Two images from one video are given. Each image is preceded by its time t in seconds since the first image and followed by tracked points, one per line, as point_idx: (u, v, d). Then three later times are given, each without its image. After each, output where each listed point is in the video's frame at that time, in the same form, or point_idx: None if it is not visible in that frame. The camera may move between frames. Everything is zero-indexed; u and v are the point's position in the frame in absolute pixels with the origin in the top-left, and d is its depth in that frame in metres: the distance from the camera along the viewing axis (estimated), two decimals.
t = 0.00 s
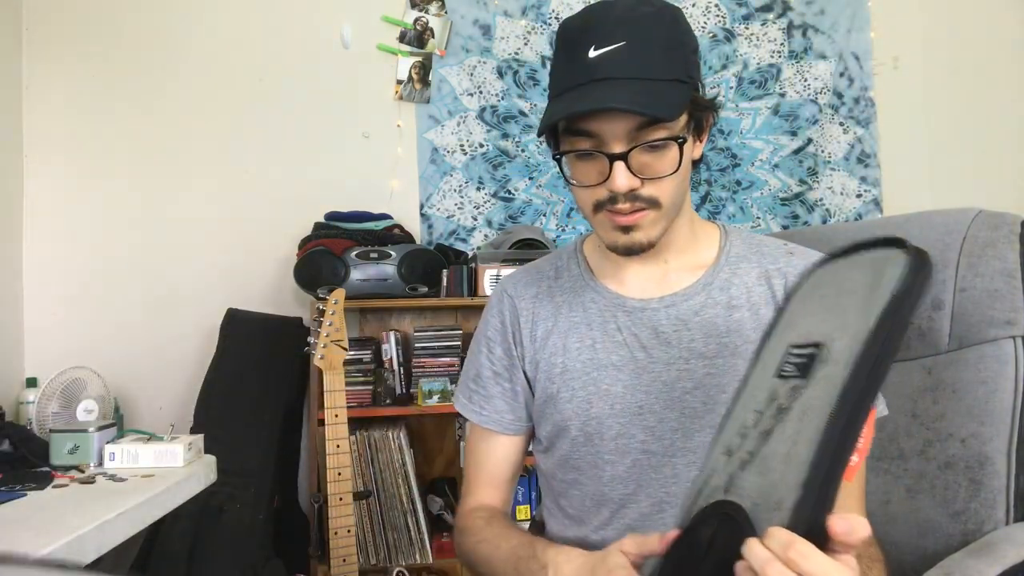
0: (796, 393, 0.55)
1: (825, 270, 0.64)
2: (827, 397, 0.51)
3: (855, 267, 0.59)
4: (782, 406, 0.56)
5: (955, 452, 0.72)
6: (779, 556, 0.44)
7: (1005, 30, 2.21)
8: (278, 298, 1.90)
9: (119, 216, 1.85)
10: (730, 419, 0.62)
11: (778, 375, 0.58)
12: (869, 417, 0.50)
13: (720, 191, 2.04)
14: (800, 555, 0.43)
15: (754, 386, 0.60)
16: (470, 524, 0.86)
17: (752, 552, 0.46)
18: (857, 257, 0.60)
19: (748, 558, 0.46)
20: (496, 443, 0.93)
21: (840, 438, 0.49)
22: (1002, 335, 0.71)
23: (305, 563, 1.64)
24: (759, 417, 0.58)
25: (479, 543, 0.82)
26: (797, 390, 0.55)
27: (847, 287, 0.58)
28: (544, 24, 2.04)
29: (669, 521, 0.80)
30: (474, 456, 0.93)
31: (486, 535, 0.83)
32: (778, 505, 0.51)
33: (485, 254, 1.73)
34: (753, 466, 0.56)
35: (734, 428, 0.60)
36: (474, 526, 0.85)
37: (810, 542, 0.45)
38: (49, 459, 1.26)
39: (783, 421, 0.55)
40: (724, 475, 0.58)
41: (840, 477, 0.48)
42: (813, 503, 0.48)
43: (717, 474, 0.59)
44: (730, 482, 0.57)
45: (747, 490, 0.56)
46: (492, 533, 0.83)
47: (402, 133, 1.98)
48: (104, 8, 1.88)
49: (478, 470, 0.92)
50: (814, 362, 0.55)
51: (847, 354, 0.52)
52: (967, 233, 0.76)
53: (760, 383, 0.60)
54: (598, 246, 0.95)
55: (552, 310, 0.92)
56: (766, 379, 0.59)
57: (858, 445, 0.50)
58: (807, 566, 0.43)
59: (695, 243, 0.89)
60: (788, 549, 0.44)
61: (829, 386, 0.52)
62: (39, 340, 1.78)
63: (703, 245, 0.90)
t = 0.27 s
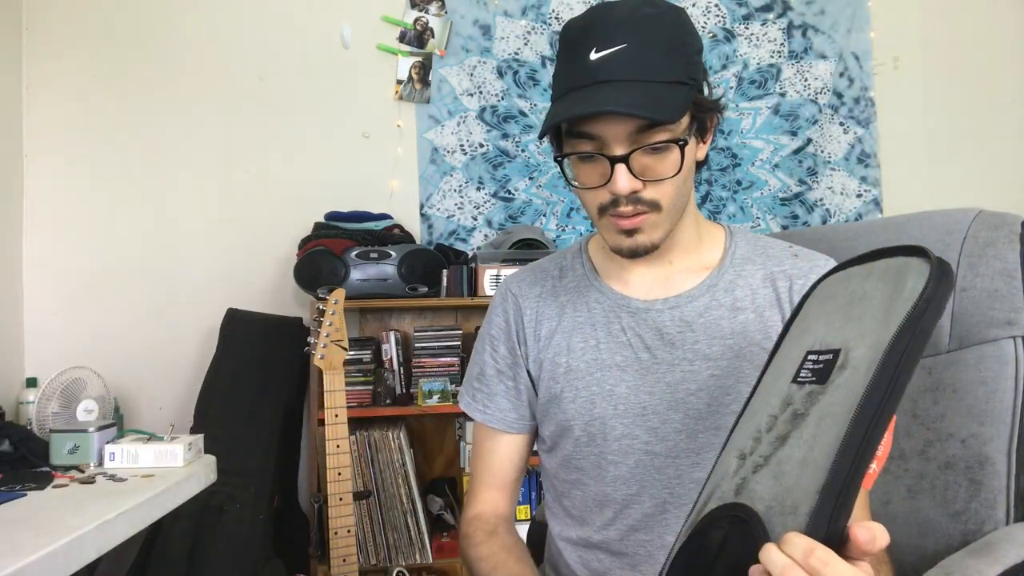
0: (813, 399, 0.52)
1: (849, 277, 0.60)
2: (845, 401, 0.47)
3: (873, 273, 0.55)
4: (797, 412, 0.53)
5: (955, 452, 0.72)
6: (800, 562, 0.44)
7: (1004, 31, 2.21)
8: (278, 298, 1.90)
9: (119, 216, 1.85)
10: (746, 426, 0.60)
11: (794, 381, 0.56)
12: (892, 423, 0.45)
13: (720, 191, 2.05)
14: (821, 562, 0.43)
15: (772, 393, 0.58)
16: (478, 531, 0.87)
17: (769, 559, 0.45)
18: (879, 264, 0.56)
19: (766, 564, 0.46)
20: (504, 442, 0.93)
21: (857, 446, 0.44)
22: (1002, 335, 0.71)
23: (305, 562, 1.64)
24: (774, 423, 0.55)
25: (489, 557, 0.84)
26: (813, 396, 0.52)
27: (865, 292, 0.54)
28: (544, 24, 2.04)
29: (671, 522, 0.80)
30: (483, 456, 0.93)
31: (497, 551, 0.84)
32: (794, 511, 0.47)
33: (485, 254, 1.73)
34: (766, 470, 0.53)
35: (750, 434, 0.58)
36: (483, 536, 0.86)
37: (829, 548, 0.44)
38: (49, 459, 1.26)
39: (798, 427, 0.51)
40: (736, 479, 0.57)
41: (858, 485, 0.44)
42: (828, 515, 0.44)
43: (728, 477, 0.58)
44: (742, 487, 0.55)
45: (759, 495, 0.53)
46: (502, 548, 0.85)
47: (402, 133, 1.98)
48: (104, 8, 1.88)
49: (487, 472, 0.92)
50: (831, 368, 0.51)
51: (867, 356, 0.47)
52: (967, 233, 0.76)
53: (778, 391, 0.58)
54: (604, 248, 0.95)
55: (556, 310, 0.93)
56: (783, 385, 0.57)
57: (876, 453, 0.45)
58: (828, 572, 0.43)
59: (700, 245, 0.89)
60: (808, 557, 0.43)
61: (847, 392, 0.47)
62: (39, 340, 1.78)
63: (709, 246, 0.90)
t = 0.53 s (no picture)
0: (803, 394, 0.51)
1: (840, 271, 0.60)
2: (834, 396, 0.47)
3: (862, 265, 0.56)
4: (789, 407, 0.52)
5: (955, 452, 0.72)
6: (795, 562, 0.44)
7: (1005, 31, 2.21)
8: (278, 298, 1.90)
9: (120, 216, 1.85)
10: (740, 421, 0.60)
11: (784, 375, 0.56)
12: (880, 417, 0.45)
13: (721, 191, 2.05)
14: (816, 559, 0.43)
15: (764, 387, 0.58)
16: (481, 534, 0.87)
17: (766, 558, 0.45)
18: (870, 255, 0.55)
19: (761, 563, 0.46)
20: (509, 441, 0.92)
21: (846, 442, 0.44)
22: (1002, 335, 0.71)
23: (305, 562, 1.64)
24: (766, 417, 0.55)
25: (492, 560, 0.84)
26: (803, 391, 0.51)
27: (855, 284, 0.54)
28: (544, 24, 2.04)
29: (669, 522, 0.80)
30: (487, 455, 0.93)
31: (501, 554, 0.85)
32: (785, 509, 0.47)
33: (485, 254, 1.73)
34: (760, 465, 0.53)
35: (742, 429, 0.59)
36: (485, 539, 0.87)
37: (823, 545, 0.45)
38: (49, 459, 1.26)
39: (789, 423, 0.51)
40: (730, 475, 0.57)
41: (850, 481, 0.44)
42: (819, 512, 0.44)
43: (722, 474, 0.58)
44: (735, 483, 0.56)
45: (752, 492, 0.53)
46: (504, 552, 0.86)
47: (402, 133, 1.98)
48: (105, 9, 1.88)
49: (491, 472, 0.91)
50: (820, 362, 0.51)
51: (855, 350, 0.47)
52: (967, 233, 0.76)
53: (769, 386, 0.58)
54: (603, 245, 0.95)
55: (556, 308, 0.92)
56: (773, 379, 0.57)
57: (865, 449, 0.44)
58: (823, 569, 0.43)
59: (701, 245, 0.89)
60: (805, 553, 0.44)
61: (837, 387, 0.47)
62: (39, 340, 1.78)
63: (709, 246, 0.90)
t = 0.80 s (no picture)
0: (772, 376, 0.50)
1: (791, 252, 0.59)
2: (803, 377, 0.47)
3: (820, 244, 0.55)
4: (760, 391, 0.51)
5: (955, 452, 0.72)
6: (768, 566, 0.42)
7: (1005, 32, 2.22)
8: (278, 298, 1.90)
9: (120, 216, 1.85)
10: (711, 408, 0.57)
11: (752, 358, 0.54)
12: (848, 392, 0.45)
13: (721, 191, 2.05)
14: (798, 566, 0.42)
15: (734, 371, 0.56)
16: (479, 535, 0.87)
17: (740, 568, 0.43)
18: (822, 231, 0.56)
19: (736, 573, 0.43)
20: (507, 442, 0.92)
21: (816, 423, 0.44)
22: (1002, 335, 0.71)
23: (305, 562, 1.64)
24: (740, 404, 0.53)
25: (491, 561, 0.84)
26: (772, 373, 0.51)
27: (814, 263, 0.53)
28: (544, 24, 2.04)
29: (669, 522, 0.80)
30: (486, 456, 0.92)
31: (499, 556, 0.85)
32: (762, 494, 0.47)
33: (485, 254, 1.73)
34: (736, 453, 0.51)
35: (717, 416, 0.56)
36: (484, 540, 0.86)
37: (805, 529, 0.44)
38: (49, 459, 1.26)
39: (762, 407, 0.50)
40: (708, 468, 0.54)
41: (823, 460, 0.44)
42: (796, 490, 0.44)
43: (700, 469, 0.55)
44: (714, 472, 0.53)
45: (729, 480, 0.51)
46: (503, 553, 0.86)
47: (402, 133, 1.98)
48: (106, 9, 1.88)
49: (490, 474, 0.91)
50: (786, 343, 0.50)
51: (819, 329, 0.47)
52: (967, 233, 0.76)
53: (738, 369, 0.55)
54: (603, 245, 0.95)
55: (555, 308, 0.93)
56: (742, 362, 0.55)
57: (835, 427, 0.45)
58: (797, 566, 0.42)
59: (700, 245, 0.89)
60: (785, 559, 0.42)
61: (804, 367, 0.47)
62: (39, 340, 1.78)
63: (709, 246, 0.90)
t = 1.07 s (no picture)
0: (783, 377, 0.50)
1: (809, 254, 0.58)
2: (812, 376, 0.46)
3: (834, 244, 0.54)
4: (772, 392, 0.51)
5: (955, 452, 0.72)
6: None
7: (1005, 32, 2.22)
8: (278, 298, 1.90)
9: (120, 216, 1.85)
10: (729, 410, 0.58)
11: (766, 360, 0.54)
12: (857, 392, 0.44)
13: (721, 191, 2.05)
14: None
15: (749, 374, 0.57)
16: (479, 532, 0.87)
17: None
18: (836, 233, 0.54)
19: None
20: (508, 442, 0.92)
21: (822, 422, 0.43)
22: (1002, 335, 0.71)
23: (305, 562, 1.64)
24: (753, 405, 0.53)
25: (489, 558, 0.84)
26: (784, 374, 0.50)
27: (827, 264, 0.53)
28: (544, 24, 2.04)
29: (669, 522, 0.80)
30: (485, 455, 0.92)
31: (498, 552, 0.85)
32: (769, 493, 0.46)
33: (485, 254, 1.73)
34: (747, 453, 0.51)
35: (730, 418, 0.57)
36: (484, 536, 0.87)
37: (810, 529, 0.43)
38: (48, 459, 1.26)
39: (772, 408, 0.50)
40: (719, 465, 0.55)
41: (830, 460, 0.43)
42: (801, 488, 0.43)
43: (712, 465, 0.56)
44: (723, 473, 0.54)
45: (741, 481, 0.51)
46: (502, 550, 0.86)
47: (402, 133, 1.98)
48: (106, 9, 1.88)
49: (490, 472, 0.91)
50: (799, 345, 0.50)
51: (828, 330, 0.46)
52: (967, 233, 0.76)
53: (753, 372, 0.56)
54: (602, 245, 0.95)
55: (555, 309, 0.93)
56: (757, 365, 0.56)
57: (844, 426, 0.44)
58: None
59: (700, 245, 0.89)
60: None
61: (813, 366, 0.47)
62: (39, 340, 1.78)
63: (708, 245, 0.90)
